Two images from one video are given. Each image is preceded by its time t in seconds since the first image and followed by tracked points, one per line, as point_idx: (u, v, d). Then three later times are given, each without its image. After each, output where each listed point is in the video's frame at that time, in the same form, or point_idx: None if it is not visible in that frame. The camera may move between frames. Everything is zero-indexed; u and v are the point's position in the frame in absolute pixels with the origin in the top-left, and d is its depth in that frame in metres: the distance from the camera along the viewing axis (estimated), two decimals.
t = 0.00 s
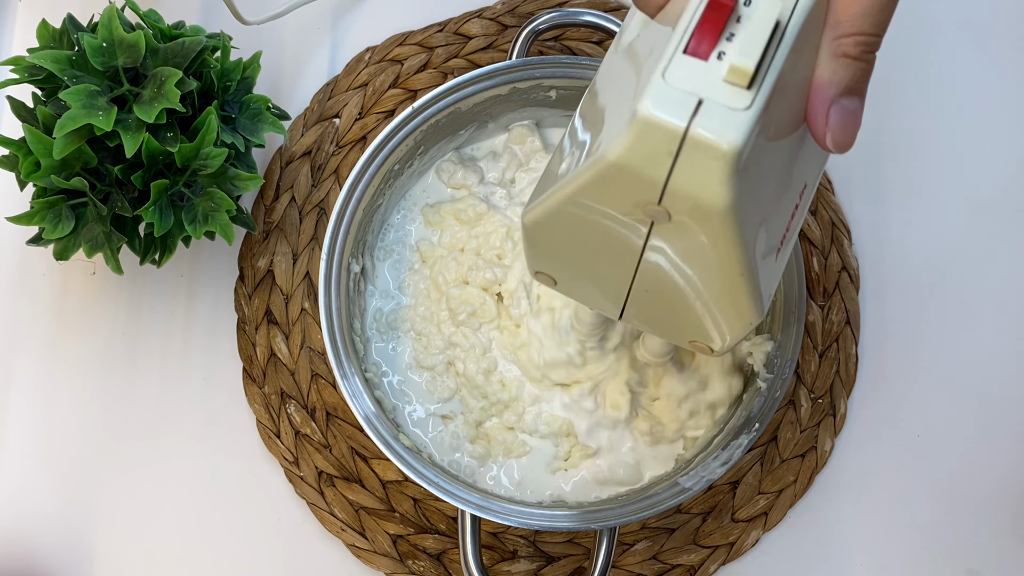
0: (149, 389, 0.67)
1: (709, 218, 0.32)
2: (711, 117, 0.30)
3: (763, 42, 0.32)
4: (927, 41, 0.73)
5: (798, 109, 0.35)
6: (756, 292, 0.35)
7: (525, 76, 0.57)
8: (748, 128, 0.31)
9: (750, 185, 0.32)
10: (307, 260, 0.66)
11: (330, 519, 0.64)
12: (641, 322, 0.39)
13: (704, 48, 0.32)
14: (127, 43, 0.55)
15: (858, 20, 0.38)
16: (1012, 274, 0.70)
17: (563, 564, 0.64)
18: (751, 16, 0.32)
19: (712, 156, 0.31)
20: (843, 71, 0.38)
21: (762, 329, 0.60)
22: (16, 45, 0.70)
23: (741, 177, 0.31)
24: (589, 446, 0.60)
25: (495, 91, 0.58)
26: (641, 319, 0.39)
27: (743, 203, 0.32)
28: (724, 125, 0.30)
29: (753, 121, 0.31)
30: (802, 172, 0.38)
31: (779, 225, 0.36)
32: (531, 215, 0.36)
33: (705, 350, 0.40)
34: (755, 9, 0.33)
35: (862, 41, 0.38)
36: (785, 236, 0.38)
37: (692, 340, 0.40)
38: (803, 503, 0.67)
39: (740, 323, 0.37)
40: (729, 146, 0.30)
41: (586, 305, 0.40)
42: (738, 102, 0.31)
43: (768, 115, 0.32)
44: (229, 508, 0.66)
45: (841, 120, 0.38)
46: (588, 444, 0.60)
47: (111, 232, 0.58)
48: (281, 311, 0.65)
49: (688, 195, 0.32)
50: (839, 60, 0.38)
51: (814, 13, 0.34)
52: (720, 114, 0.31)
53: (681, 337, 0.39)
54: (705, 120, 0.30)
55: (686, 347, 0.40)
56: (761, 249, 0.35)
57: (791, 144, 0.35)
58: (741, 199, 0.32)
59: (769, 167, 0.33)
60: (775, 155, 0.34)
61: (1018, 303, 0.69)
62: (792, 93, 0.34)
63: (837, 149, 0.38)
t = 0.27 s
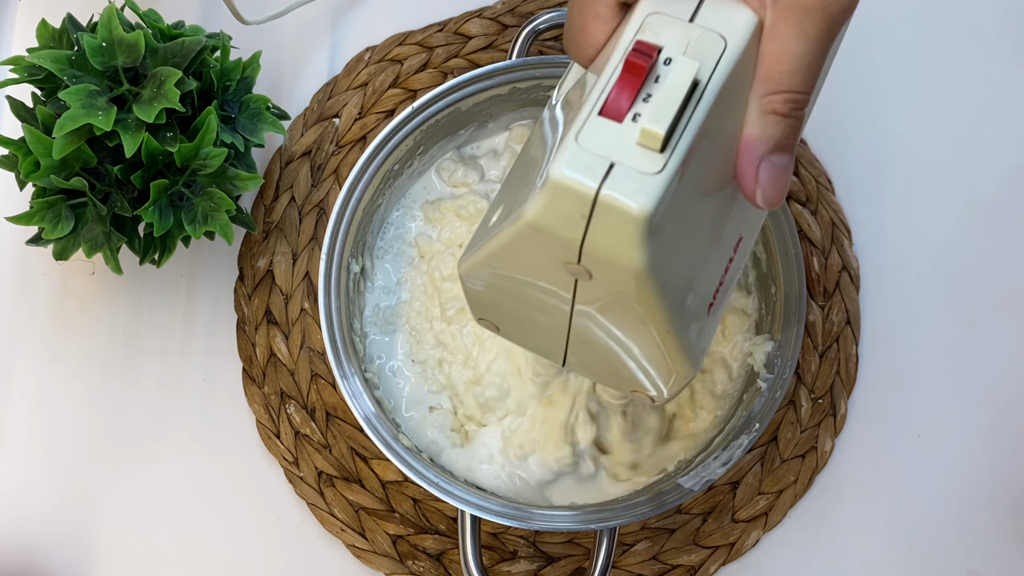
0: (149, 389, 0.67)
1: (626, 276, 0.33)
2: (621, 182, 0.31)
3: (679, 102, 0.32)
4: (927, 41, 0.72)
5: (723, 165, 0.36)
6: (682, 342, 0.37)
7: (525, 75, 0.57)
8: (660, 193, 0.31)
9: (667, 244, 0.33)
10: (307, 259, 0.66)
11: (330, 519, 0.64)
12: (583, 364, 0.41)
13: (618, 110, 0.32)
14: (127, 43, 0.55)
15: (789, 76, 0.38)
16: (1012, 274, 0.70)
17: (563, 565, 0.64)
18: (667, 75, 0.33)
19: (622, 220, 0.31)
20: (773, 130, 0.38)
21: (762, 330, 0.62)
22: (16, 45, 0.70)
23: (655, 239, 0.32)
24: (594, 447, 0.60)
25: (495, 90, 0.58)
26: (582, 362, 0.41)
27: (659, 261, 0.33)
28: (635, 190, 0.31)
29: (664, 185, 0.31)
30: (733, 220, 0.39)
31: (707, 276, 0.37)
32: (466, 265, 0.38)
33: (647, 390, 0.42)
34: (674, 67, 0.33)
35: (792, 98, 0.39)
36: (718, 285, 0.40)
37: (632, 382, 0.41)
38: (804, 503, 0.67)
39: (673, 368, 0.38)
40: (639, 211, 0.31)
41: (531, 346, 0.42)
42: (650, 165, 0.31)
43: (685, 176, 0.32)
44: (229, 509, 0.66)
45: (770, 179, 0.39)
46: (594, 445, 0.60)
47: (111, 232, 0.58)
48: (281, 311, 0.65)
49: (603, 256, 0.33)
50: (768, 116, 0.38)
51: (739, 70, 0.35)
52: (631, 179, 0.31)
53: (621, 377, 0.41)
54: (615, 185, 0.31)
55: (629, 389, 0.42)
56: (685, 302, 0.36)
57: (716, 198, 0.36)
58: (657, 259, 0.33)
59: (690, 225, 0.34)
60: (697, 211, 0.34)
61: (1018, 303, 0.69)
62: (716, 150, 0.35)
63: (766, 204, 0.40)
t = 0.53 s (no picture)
0: (148, 390, 0.67)
1: (531, 318, 0.35)
2: (522, 228, 0.32)
3: (586, 147, 0.33)
4: (928, 41, 0.72)
5: (635, 208, 0.37)
6: (592, 377, 0.38)
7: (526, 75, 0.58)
8: (563, 240, 0.32)
9: (572, 287, 0.34)
10: (307, 259, 0.65)
11: (330, 520, 0.64)
12: (508, 389, 0.43)
13: (524, 155, 0.33)
14: (126, 43, 0.55)
15: (705, 120, 0.39)
16: (1013, 274, 0.69)
17: (563, 565, 0.64)
18: (577, 118, 0.34)
19: (523, 265, 0.33)
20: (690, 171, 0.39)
21: (763, 330, 0.62)
22: (15, 44, 0.70)
23: (559, 285, 0.33)
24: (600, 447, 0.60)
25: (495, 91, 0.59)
26: (506, 387, 0.43)
27: (564, 305, 0.34)
28: (537, 237, 0.32)
29: (567, 233, 0.32)
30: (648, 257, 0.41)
31: (619, 312, 0.39)
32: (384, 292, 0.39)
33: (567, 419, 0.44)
34: (584, 111, 0.34)
35: (708, 142, 0.39)
36: (634, 319, 0.41)
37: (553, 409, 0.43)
38: (805, 504, 0.66)
39: (585, 400, 0.40)
40: (540, 258, 0.32)
41: (460, 370, 0.44)
42: (552, 212, 0.32)
43: (591, 222, 0.34)
44: (228, 509, 0.66)
45: (685, 221, 0.40)
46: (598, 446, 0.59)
47: (110, 232, 0.58)
48: (280, 310, 0.65)
49: (508, 297, 0.34)
50: (684, 159, 0.39)
51: (652, 114, 0.36)
52: (533, 225, 0.32)
53: (542, 405, 0.43)
54: (517, 231, 0.32)
55: (549, 415, 0.44)
56: (593, 341, 0.37)
57: (627, 238, 0.37)
58: (561, 302, 0.34)
59: (599, 267, 0.36)
60: (606, 252, 0.36)
61: (1020, 303, 0.69)
62: (628, 192, 0.36)
63: (682, 244, 0.42)
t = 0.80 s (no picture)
0: (148, 390, 0.67)
1: (443, 258, 0.33)
2: (435, 163, 0.31)
3: (505, 87, 0.31)
4: (928, 40, 0.72)
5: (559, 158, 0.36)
6: (509, 327, 0.37)
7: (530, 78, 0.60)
8: (474, 178, 0.31)
9: (484, 228, 0.32)
10: (307, 259, 0.65)
11: (329, 520, 0.64)
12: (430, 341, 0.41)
13: (445, 91, 0.31)
14: (125, 42, 0.55)
15: (634, 75, 0.37)
16: (1014, 274, 0.69)
17: (563, 566, 0.64)
18: (501, 59, 0.32)
19: (433, 200, 0.31)
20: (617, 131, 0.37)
21: (764, 330, 0.61)
22: (15, 44, 0.70)
23: (471, 223, 0.32)
24: (603, 447, 0.60)
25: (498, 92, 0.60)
26: (431, 338, 0.41)
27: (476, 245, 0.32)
28: (448, 173, 0.30)
29: (478, 172, 0.31)
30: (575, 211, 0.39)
31: (540, 263, 0.38)
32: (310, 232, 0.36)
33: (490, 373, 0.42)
34: (507, 52, 0.32)
35: (636, 99, 0.37)
36: (557, 271, 0.40)
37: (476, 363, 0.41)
38: (805, 504, 0.66)
39: (503, 348, 0.38)
40: (450, 194, 0.30)
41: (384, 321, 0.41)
42: (467, 149, 0.31)
43: (505, 162, 0.32)
44: (228, 510, 0.66)
45: (611, 176, 0.38)
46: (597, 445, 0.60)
47: (109, 232, 0.58)
48: (280, 310, 0.65)
49: (421, 235, 0.32)
50: (611, 116, 0.37)
51: (578, 65, 0.34)
52: (447, 161, 0.31)
53: (466, 358, 0.41)
54: (429, 164, 0.31)
55: (471, 364, 0.42)
56: (511, 288, 0.36)
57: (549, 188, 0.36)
58: (473, 242, 0.32)
59: (516, 211, 0.34)
60: (524, 195, 0.34)
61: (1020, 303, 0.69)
62: (551, 137, 0.34)
63: (606, 201, 0.40)
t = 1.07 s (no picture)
0: (149, 389, 0.67)
1: (443, 140, 0.28)
2: (437, 31, 0.26)
3: None
4: (928, 41, 0.72)
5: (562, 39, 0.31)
6: (513, 220, 0.32)
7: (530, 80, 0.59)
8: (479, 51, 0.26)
9: (489, 108, 0.28)
10: (307, 259, 0.66)
11: (330, 519, 0.64)
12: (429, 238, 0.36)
13: None
14: (127, 43, 0.55)
15: None
16: (1013, 274, 0.70)
17: (563, 565, 0.64)
18: None
19: (434, 73, 0.26)
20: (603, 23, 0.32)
21: (762, 330, 0.62)
22: (16, 45, 0.70)
23: (474, 99, 0.27)
24: (603, 447, 0.60)
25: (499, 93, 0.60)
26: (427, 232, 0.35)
27: (479, 126, 0.28)
28: (450, 42, 0.26)
29: (484, 45, 0.26)
30: (578, 105, 0.33)
31: (541, 158, 0.32)
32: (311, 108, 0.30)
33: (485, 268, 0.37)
34: None
35: None
36: (552, 167, 0.34)
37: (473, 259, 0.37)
38: (804, 503, 0.66)
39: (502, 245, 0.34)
40: (451, 65, 0.26)
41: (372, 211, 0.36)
42: (470, 15, 0.26)
43: (512, 31, 0.27)
44: (229, 509, 0.66)
45: (608, 70, 0.33)
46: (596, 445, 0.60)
47: (110, 232, 0.58)
48: (281, 310, 0.65)
49: (420, 111, 0.27)
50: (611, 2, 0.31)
51: None
52: (448, 31, 0.26)
53: (463, 255, 0.36)
54: (432, 31, 0.26)
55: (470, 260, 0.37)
56: (512, 180, 0.31)
57: (555, 72, 0.31)
58: (477, 122, 0.27)
59: (519, 91, 0.29)
60: (528, 82, 0.29)
61: (1019, 303, 0.69)
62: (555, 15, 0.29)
63: (602, 94, 0.33)
